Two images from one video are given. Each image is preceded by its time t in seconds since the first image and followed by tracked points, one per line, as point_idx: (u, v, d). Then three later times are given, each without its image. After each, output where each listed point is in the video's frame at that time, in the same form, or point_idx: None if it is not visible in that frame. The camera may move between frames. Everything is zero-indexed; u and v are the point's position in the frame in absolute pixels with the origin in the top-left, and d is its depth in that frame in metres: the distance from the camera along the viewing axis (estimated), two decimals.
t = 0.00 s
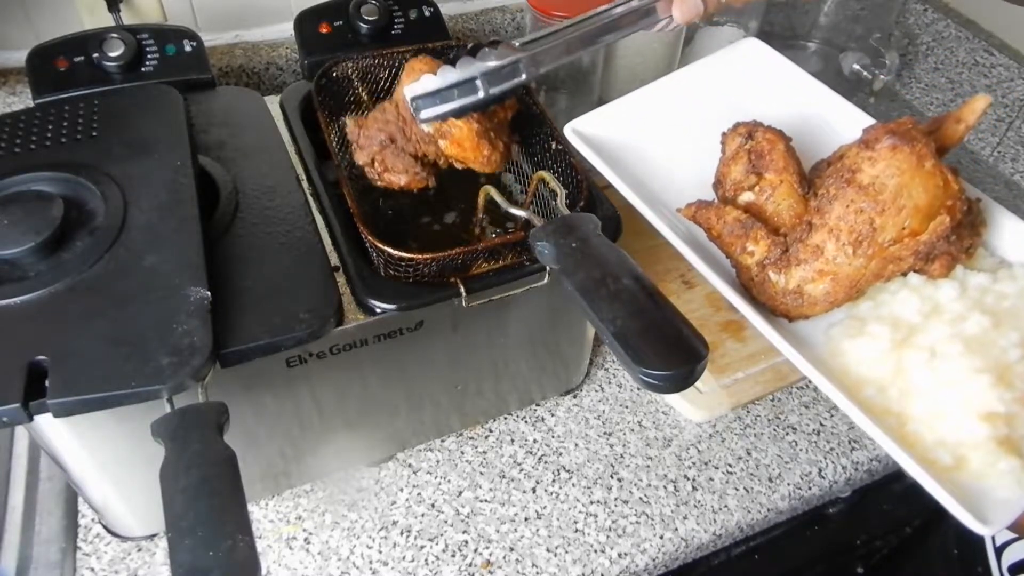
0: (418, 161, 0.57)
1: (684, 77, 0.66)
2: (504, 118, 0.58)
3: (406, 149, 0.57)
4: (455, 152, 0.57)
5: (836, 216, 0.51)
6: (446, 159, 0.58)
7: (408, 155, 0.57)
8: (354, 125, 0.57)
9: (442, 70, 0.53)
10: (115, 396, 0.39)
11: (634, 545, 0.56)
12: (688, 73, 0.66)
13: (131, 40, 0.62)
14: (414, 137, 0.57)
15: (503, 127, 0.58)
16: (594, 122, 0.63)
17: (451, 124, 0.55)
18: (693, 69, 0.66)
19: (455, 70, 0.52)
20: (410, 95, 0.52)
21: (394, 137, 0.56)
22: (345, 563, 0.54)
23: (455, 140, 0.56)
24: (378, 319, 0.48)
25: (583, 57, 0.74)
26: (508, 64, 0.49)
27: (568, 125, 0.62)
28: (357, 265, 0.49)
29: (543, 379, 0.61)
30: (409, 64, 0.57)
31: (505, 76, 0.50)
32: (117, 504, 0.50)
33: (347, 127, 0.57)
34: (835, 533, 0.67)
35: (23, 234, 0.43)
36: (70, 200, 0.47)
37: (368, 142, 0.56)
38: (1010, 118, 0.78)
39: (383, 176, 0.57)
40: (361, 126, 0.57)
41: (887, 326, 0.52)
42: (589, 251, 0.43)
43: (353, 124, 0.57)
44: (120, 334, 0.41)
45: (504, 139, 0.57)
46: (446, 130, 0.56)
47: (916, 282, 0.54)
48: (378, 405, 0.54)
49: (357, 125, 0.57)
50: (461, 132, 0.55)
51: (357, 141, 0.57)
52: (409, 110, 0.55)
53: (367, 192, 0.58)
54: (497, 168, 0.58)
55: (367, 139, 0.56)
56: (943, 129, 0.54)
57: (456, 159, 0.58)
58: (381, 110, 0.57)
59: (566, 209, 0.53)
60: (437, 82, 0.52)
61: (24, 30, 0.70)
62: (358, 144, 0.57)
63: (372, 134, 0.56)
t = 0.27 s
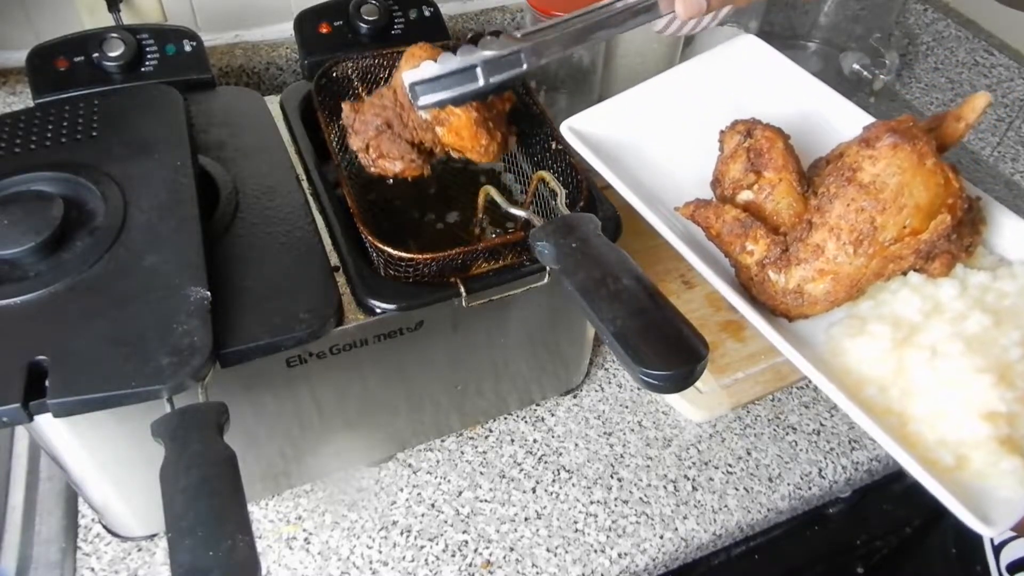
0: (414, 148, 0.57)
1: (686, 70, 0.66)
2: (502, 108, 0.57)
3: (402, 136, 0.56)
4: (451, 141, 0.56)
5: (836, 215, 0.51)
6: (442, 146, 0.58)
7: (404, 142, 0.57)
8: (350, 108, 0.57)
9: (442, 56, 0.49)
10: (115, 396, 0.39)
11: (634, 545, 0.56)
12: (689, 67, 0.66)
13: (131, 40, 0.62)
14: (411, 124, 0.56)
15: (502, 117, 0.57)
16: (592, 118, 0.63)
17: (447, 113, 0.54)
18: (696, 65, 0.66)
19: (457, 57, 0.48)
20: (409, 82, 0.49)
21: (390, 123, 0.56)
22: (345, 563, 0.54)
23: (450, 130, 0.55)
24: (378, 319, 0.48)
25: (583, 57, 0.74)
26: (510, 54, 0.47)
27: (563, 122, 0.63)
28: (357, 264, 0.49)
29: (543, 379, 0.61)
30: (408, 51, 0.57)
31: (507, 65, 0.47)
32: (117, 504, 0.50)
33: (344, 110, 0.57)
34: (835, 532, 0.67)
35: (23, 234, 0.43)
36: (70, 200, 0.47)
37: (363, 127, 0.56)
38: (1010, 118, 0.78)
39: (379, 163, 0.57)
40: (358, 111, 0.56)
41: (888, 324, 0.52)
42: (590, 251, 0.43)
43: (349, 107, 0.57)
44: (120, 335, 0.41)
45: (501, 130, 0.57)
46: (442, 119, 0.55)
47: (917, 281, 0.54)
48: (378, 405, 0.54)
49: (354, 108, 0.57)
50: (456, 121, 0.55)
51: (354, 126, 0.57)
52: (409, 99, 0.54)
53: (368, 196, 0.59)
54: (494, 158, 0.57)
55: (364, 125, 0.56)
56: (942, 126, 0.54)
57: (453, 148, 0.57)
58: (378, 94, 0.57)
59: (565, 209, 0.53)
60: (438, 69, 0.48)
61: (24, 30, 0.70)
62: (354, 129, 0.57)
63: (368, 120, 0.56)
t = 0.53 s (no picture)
0: (411, 138, 0.58)
1: (685, 65, 0.66)
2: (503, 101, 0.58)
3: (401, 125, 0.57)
4: (450, 131, 0.57)
5: (829, 216, 0.51)
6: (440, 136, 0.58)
7: (401, 131, 0.57)
8: (349, 95, 0.57)
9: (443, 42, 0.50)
10: (115, 396, 0.39)
11: (634, 545, 0.56)
12: (688, 62, 0.66)
13: (131, 40, 0.62)
14: (408, 113, 0.57)
15: (502, 110, 0.58)
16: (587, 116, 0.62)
17: (448, 103, 0.55)
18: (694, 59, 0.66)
19: (456, 44, 0.48)
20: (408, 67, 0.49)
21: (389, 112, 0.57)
22: (345, 563, 0.54)
23: (450, 120, 0.56)
24: (378, 318, 0.48)
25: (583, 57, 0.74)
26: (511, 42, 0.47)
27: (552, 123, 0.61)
28: (357, 264, 0.49)
29: (543, 379, 0.61)
30: (406, 39, 0.58)
31: (505, 54, 0.47)
32: (117, 504, 0.50)
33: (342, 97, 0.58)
34: (835, 532, 0.67)
35: (23, 234, 0.43)
36: (70, 200, 0.47)
37: (362, 115, 0.57)
38: (1011, 118, 0.78)
39: (376, 153, 0.58)
40: (356, 99, 0.57)
41: (882, 324, 0.52)
42: (589, 251, 0.43)
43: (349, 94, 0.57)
44: (120, 334, 0.41)
45: (501, 123, 0.57)
46: (442, 109, 0.56)
47: (912, 281, 0.53)
48: (378, 405, 0.54)
49: (353, 96, 0.57)
50: (457, 111, 0.55)
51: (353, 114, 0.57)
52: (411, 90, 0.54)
53: (368, 197, 0.59)
54: (492, 150, 0.58)
55: (361, 112, 0.57)
56: (935, 123, 0.53)
57: (451, 138, 0.58)
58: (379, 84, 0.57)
59: (566, 209, 0.53)
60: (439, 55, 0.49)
61: (23, 30, 0.70)
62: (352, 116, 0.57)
63: (367, 108, 0.56)
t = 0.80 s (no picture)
0: (420, 144, 0.58)
1: (685, 58, 0.65)
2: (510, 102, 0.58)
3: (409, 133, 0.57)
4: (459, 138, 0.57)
5: (824, 216, 0.50)
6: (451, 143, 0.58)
7: (410, 138, 0.57)
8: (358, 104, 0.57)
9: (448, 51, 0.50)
10: (115, 396, 0.39)
11: (634, 545, 0.56)
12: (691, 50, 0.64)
13: (131, 40, 0.62)
14: (416, 120, 0.57)
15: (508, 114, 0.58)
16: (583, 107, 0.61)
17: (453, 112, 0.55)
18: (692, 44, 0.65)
19: (462, 52, 0.49)
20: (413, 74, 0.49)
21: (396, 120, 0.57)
22: (345, 563, 0.54)
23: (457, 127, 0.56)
24: (378, 318, 0.48)
25: (583, 57, 0.74)
26: (519, 48, 0.47)
27: (546, 122, 0.60)
28: (357, 264, 0.49)
29: (544, 379, 0.61)
30: (416, 44, 0.57)
31: (511, 60, 0.48)
32: (117, 504, 0.50)
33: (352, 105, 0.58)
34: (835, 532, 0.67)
35: (23, 234, 0.43)
36: (70, 200, 0.47)
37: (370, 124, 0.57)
38: (1011, 118, 0.78)
39: (385, 159, 0.58)
40: (365, 108, 0.57)
41: (879, 323, 0.52)
42: (590, 251, 0.43)
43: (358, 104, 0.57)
44: (120, 335, 0.41)
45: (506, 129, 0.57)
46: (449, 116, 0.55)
47: (906, 277, 0.54)
48: (378, 405, 0.54)
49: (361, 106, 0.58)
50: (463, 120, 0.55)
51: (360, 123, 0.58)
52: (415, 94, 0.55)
53: (369, 197, 0.59)
54: (499, 153, 0.58)
55: (370, 121, 0.57)
56: (929, 119, 0.53)
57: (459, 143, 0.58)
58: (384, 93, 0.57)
59: (566, 209, 0.53)
60: (445, 63, 0.49)
61: (23, 30, 0.70)
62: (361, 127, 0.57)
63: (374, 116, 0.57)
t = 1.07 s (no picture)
0: (414, 117, 0.58)
1: (683, 63, 0.65)
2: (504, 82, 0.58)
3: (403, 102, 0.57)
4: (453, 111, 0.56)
5: (807, 223, 0.50)
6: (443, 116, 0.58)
7: (405, 110, 0.57)
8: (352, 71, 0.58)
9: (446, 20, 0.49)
10: (115, 396, 0.39)
11: (634, 545, 0.56)
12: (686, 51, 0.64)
13: (131, 40, 0.62)
14: (411, 92, 0.57)
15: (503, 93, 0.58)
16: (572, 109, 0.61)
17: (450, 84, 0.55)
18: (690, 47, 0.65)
19: (462, 22, 0.48)
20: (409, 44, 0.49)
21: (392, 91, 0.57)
22: (345, 563, 0.54)
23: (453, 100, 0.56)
24: (378, 318, 0.48)
25: (583, 57, 0.74)
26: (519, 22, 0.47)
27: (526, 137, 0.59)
28: (357, 264, 0.49)
29: (543, 379, 0.61)
30: (414, 15, 0.57)
31: (507, 35, 0.47)
32: (118, 504, 0.50)
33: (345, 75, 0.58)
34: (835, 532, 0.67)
35: (23, 234, 0.43)
36: (70, 200, 0.47)
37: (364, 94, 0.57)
38: (1011, 118, 0.78)
39: (378, 130, 0.58)
40: (359, 77, 0.57)
41: (865, 326, 0.52)
42: (589, 252, 0.43)
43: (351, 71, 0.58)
44: (120, 335, 0.41)
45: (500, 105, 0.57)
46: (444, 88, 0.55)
47: (890, 280, 0.53)
48: (378, 404, 0.54)
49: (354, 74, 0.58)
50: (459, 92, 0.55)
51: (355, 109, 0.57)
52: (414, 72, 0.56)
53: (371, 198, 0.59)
54: (495, 131, 0.58)
55: (364, 91, 0.57)
56: (905, 123, 0.53)
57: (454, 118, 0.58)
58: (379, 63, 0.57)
59: (565, 208, 0.55)
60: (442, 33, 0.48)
61: (23, 30, 0.70)
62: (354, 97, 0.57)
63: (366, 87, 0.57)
